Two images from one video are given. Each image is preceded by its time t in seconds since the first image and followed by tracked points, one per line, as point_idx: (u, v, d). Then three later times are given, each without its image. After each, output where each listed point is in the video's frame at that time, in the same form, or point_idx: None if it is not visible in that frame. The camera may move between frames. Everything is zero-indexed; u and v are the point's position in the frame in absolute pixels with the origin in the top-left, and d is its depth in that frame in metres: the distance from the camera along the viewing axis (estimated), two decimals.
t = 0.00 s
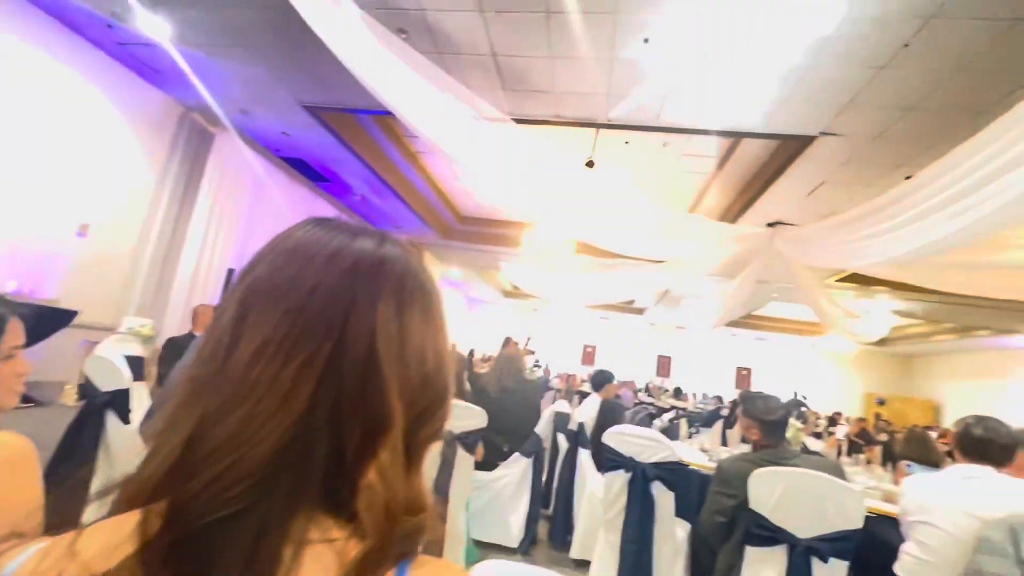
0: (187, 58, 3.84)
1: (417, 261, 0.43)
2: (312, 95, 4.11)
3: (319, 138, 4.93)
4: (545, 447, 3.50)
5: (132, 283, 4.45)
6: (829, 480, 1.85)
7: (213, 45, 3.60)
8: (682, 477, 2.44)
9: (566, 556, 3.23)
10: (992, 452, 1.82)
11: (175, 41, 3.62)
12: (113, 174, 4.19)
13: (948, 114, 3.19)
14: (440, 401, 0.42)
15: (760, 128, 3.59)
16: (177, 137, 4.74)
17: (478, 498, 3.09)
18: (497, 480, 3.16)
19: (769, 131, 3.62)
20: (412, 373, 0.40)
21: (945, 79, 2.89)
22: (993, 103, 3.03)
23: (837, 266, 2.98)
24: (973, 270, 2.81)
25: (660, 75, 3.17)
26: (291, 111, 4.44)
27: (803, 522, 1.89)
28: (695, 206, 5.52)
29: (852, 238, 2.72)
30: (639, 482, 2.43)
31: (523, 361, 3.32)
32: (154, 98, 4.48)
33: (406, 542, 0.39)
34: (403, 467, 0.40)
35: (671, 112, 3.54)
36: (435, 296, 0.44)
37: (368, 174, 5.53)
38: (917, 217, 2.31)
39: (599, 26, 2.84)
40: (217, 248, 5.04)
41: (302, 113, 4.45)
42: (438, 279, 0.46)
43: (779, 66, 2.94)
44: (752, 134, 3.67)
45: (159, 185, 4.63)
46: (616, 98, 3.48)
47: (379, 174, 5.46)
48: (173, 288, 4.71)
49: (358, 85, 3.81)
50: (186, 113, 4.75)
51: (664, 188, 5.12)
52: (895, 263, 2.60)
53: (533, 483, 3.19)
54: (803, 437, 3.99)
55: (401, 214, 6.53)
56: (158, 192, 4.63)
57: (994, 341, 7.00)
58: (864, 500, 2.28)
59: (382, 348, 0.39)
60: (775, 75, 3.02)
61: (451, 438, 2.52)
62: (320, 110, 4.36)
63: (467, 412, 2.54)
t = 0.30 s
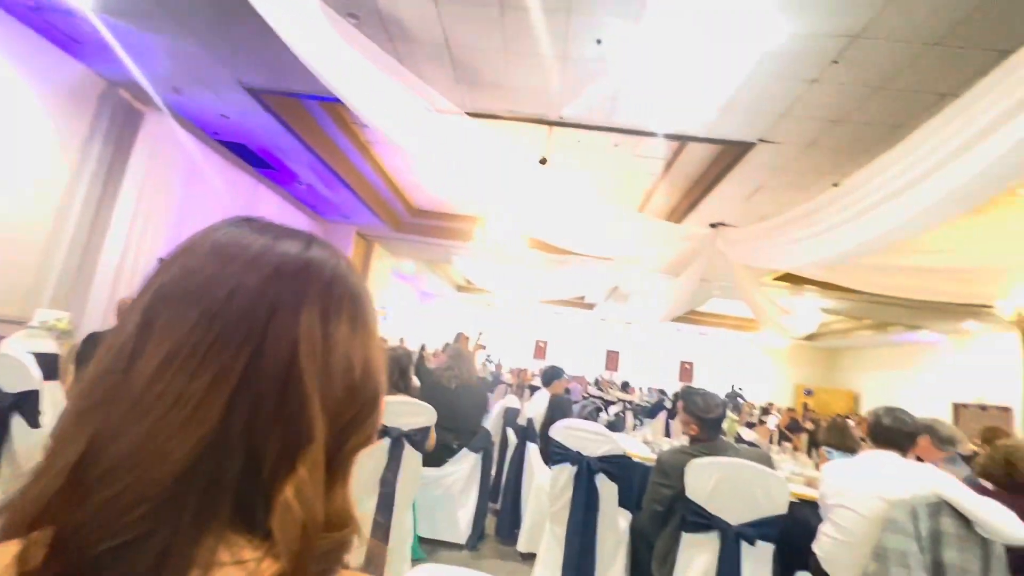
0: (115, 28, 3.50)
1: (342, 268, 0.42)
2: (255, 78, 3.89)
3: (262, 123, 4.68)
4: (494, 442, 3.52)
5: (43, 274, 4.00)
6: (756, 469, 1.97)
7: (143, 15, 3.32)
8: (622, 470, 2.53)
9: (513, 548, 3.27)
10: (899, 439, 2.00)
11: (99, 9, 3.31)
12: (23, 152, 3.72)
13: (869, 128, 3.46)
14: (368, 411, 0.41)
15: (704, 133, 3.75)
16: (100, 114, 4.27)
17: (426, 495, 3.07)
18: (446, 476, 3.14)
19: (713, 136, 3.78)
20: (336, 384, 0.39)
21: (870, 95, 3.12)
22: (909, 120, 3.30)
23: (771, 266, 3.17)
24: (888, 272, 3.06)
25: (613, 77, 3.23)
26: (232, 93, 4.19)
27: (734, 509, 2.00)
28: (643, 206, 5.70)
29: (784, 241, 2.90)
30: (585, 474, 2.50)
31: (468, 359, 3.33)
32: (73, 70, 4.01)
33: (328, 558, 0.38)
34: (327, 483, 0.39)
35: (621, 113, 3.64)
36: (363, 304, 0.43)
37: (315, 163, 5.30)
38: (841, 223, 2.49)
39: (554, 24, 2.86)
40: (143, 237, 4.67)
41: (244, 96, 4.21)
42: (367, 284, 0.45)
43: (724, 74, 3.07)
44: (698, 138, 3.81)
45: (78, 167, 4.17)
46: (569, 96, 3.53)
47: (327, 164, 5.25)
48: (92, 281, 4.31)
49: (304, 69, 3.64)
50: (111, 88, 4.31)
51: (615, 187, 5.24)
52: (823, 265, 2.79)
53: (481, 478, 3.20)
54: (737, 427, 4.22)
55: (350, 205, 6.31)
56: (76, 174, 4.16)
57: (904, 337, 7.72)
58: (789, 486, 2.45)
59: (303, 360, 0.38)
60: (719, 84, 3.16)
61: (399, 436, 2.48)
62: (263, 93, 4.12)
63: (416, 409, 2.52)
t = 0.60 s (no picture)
0: None
1: (254, 251, 0.39)
2: (186, 52, 3.60)
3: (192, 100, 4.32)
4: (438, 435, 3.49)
5: None
6: (680, 452, 2.06)
7: None
8: (565, 458, 2.59)
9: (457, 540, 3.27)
10: (814, 423, 2.17)
11: None
12: None
13: (798, 133, 3.69)
14: (282, 406, 0.39)
15: (649, 131, 3.86)
16: None
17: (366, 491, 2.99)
18: (389, 471, 3.08)
19: (657, 135, 3.90)
20: (242, 377, 0.36)
21: (799, 103, 3.33)
22: (832, 128, 3.56)
23: (708, 262, 3.32)
24: (811, 268, 3.29)
25: (562, 71, 3.25)
26: (159, 67, 3.85)
27: (664, 491, 2.10)
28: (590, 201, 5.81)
29: (721, 238, 3.05)
30: (528, 464, 2.52)
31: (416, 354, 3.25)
32: None
33: (223, 562, 0.36)
34: (230, 480, 0.37)
35: (570, 109, 3.67)
36: (279, 290, 0.40)
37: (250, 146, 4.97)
38: (771, 222, 2.65)
39: (505, 15, 2.84)
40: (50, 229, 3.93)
41: (173, 71, 3.89)
42: (286, 269, 0.42)
43: (669, 75, 3.17)
44: (643, 136, 3.92)
45: None
46: (518, 88, 3.52)
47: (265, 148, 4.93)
48: None
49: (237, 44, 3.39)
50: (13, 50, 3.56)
51: (564, 181, 5.30)
52: (754, 261, 2.96)
53: (425, 471, 3.16)
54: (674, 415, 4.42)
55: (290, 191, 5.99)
56: None
57: (824, 329, 8.37)
58: (718, 469, 2.60)
59: (202, 349, 0.35)
60: (663, 84, 3.26)
61: (340, 431, 2.40)
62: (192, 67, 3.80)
63: (356, 403, 2.38)
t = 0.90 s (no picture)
0: None
1: (160, 245, 0.38)
2: (124, 32, 3.37)
3: (129, 82, 4.01)
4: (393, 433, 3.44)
5: None
6: (634, 446, 2.12)
7: None
8: (520, 454, 2.61)
9: (411, 539, 3.23)
10: (752, 413, 2.28)
11: None
12: None
13: (745, 138, 3.85)
14: (192, 408, 0.36)
15: (606, 132, 3.93)
16: None
17: (318, 492, 2.94)
18: (342, 471, 3.01)
19: (614, 135, 3.97)
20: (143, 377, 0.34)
21: (747, 109, 3.48)
22: (777, 133, 3.74)
23: (661, 260, 3.43)
24: (757, 267, 3.45)
25: (521, 70, 3.27)
26: (92, 46, 3.59)
27: (614, 484, 2.16)
28: (549, 199, 5.86)
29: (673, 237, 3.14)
30: (483, 461, 2.53)
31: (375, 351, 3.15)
32: None
33: None
34: (125, 489, 0.34)
35: (529, 106, 3.68)
36: (188, 286, 0.38)
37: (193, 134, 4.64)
38: (720, 223, 2.75)
39: (463, 10, 2.82)
40: None
41: (108, 52, 3.62)
42: (200, 266, 0.40)
43: (625, 77, 3.23)
44: (600, 136, 3.99)
45: None
46: (478, 84, 3.50)
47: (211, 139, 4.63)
48: None
49: (179, 26, 3.20)
50: None
51: (524, 178, 5.32)
52: (704, 260, 3.07)
53: (380, 470, 3.11)
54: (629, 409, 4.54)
55: (236, 181, 5.64)
56: None
57: (769, 325, 8.82)
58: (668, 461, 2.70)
59: (96, 346, 0.33)
60: (620, 85, 3.32)
61: (288, 430, 2.29)
62: (129, 48, 3.54)
63: (304, 401, 2.32)
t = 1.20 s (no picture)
0: None
1: (53, 235, 0.35)
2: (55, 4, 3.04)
3: (59, 59, 3.59)
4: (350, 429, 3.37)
5: None
6: (590, 437, 2.17)
7: None
8: (477, 447, 2.59)
9: (368, 536, 3.18)
10: (702, 402, 2.36)
11: None
12: None
13: (702, 137, 3.97)
14: (89, 411, 0.34)
15: (568, 127, 3.96)
16: None
17: (270, 490, 2.85)
18: (296, 468, 2.92)
19: (576, 131, 4.01)
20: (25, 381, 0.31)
21: (703, 109, 3.59)
22: (731, 133, 3.86)
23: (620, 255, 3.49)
24: (708, 262, 3.57)
25: (483, 61, 3.24)
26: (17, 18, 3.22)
27: (570, 474, 2.20)
28: (512, 192, 5.86)
29: (632, 232, 3.21)
30: (440, 455, 2.51)
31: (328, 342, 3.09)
32: None
33: None
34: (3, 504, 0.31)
35: (491, 99, 3.66)
36: (83, 283, 0.36)
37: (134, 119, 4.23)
38: (676, 219, 2.83)
39: None
40: None
41: (36, 26, 3.25)
42: (96, 259, 0.38)
43: (587, 73, 3.26)
44: (563, 131, 4.02)
45: None
46: (439, 74, 3.44)
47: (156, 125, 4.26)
48: None
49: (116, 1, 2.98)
50: None
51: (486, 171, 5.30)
52: (660, 255, 3.15)
53: (335, 467, 3.04)
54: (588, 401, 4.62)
55: (182, 168, 5.24)
56: None
57: (723, 318, 9.17)
58: (622, 450, 2.76)
59: None
60: (582, 81, 3.35)
61: (236, 429, 2.20)
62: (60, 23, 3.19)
63: (251, 398, 2.23)
